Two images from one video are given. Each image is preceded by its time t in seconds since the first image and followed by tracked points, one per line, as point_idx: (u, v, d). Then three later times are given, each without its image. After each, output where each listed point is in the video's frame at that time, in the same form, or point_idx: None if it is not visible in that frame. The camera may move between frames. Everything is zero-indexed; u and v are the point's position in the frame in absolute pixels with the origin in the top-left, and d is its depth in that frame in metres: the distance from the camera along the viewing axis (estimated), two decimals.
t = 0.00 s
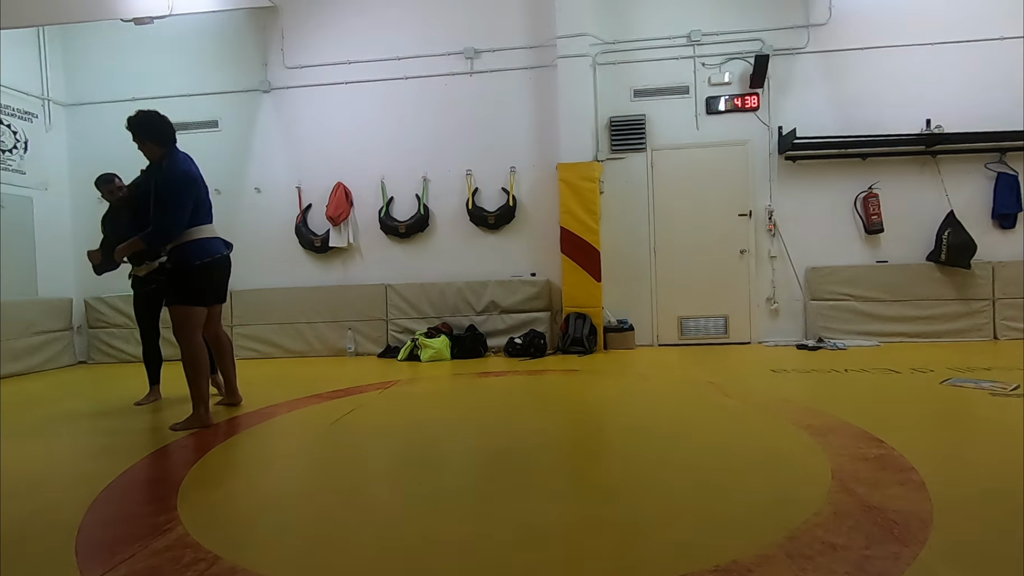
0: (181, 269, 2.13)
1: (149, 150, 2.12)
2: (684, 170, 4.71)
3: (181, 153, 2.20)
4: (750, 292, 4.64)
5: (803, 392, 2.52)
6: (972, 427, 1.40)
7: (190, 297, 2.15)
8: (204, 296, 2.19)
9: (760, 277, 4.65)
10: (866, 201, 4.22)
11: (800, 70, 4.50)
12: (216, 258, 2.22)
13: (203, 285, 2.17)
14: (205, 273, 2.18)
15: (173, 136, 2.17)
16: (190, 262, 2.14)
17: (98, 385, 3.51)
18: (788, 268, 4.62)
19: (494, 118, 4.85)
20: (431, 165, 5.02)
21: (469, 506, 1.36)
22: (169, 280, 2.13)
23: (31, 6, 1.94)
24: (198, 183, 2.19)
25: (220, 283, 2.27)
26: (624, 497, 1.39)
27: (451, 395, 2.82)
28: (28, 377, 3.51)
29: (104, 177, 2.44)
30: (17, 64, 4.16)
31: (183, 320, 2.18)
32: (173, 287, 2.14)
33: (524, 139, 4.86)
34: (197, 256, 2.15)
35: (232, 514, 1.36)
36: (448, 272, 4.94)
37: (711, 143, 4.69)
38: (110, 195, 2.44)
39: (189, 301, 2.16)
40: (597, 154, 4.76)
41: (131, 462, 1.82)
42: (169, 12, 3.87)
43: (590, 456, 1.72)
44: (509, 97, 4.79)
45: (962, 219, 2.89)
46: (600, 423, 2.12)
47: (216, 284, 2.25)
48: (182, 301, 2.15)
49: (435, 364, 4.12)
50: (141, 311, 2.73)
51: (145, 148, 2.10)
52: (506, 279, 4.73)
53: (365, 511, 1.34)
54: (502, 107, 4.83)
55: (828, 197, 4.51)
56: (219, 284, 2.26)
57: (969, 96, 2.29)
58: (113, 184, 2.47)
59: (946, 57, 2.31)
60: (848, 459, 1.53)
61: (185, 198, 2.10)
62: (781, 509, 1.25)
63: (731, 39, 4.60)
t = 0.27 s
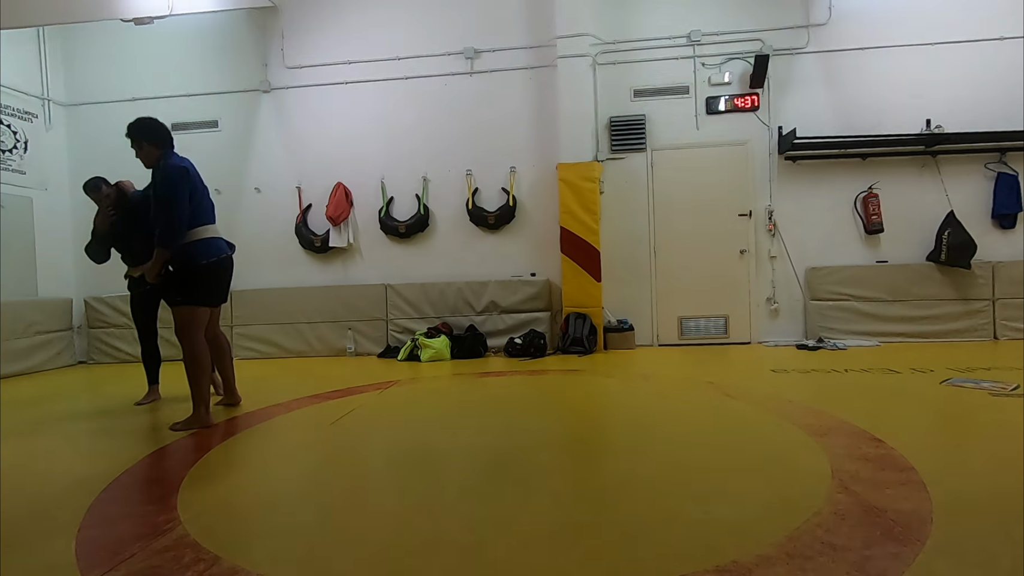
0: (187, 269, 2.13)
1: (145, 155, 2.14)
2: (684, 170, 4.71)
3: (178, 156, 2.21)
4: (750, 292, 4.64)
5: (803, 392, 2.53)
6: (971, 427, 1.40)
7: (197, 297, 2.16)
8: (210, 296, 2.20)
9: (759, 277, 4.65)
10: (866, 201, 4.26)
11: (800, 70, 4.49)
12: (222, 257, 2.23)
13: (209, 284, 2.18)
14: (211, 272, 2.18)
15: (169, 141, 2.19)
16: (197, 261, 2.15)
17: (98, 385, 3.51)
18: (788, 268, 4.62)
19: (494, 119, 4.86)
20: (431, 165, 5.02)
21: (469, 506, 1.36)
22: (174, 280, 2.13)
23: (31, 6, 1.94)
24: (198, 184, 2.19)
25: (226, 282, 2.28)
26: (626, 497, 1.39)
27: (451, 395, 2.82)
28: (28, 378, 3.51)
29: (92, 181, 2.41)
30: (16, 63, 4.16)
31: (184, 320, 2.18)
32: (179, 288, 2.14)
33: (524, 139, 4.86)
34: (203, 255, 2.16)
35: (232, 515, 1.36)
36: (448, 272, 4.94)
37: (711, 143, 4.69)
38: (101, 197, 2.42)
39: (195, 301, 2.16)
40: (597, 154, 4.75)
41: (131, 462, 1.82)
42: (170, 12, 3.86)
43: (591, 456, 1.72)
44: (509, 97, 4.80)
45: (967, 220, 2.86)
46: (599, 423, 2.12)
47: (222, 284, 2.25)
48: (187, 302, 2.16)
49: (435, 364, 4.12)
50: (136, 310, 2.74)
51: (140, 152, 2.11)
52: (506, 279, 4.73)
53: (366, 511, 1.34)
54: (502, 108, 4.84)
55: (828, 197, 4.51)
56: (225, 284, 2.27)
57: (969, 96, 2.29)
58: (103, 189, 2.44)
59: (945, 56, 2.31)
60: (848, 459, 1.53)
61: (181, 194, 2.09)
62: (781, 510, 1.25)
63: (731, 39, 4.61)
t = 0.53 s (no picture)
0: (186, 266, 2.13)
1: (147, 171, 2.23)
2: (684, 171, 4.71)
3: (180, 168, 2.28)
4: (750, 292, 4.64)
5: (803, 392, 2.52)
6: (972, 427, 1.40)
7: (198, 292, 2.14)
8: (213, 292, 2.18)
9: (759, 277, 4.65)
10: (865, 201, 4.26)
11: (800, 70, 4.49)
12: (223, 250, 2.21)
13: (210, 279, 2.15)
14: (211, 267, 2.16)
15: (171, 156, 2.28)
16: (196, 256, 2.14)
17: (98, 385, 3.51)
18: (788, 268, 4.61)
19: (494, 119, 4.85)
20: (431, 165, 4.97)
21: (469, 506, 1.36)
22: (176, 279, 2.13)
23: (31, 5, 1.94)
24: (193, 185, 2.22)
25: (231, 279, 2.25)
26: (626, 497, 1.38)
27: (451, 395, 2.82)
28: (28, 378, 3.51)
29: (103, 179, 2.44)
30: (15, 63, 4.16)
31: (191, 320, 2.18)
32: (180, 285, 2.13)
33: (524, 139, 4.86)
34: (201, 250, 2.15)
35: (232, 515, 1.36)
36: (448, 272, 4.94)
37: (710, 143, 4.69)
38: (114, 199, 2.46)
39: (196, 297, 2.14)
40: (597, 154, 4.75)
41: (131, 462, 1.82)
42: (169, 12, 3.85)
43: (591, 456, 1.72)
44: (509, 97, 4.80)
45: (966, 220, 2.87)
46: (599, 423, 2.12)
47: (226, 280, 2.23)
48: (191, 300, 2.15)
49: (435, 364, 4.12)
50: (130, 309, 2.70)
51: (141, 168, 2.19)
52: (506, 279, 4.73)
53: (366, 511, 1.34)
54: (502, 108, 4.83)
55: (828, 197, 4.50)
56: (230, 280, 2.24)
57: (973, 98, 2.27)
58: (116, 190, 2.49)
59: (945, 57, 2.31)
60: (848, 459, 1.53)
61: (165, 191, 2.10)
62: (781, 510, 1.25)
63: (731, 39, 4.60)
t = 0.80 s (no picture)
0: (182, 261, 2.14)
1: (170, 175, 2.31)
2: (684, 170, 4.71)
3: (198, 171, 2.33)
4: (750, 292, 4.63)
5: (803, 392, 2.52)
6: (971, 427, 1.40)
7: (191, 289, 2.14)
8: (204, 289, 2.17)
9: (759, 277, 4.64)
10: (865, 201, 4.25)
11: (800, 70, 4.48)
12: (219, 250, 2.20)
13: (202, 277, 2.15)
14: (204, 265, 2.15)
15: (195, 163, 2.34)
16: (191, 251, 2.14)
17: (98, 385, 3.51)
18: (788, 268, 4.61)
19: (493, 119, 4.85)
20: (431, 164, 4.94)
21: (470, 506, 1.36)
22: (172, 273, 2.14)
23: (31, 5, 1.94)
24: (202, 186, 2.24)
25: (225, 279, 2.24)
26: (627, 497, 1.38)
27: (451, 395, 2.82)
28: (28, 378, 3.51)
29: (122, 175, 2.42)
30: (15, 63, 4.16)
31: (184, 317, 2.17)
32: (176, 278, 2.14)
33: (524, 139, 4.85)
34: (196, 246, 2.15)
35: (232, 515, 1.36)
36: (448, 272, 4.94)
37: (710, 143, 4.69)
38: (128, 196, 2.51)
39: (190, 293, 2.14)
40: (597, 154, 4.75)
41: (131, 462, 1.82)
42: (170, 13, 3.85)
43: (591, 455, 1.72)
44: (509, 97, 4.80)
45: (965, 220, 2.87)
46: (598, 423, 2.12)
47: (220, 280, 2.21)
48: (185, 295, 2.15)
49: (435, 364, 4.12)
50: (125, 309, 2.70)
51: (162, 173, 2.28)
52: (506, 279, 4.73)
53: (366, 510, 1.34)
54: (501, 108, 4.83)
55: (828, 197, 4.50)
56: (224, 279, 2.22)
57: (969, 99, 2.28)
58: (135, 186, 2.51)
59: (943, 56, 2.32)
60: (848, 459, 1.53)
61: (168, 190, 2.14)
62: (781, 510, 1.25)
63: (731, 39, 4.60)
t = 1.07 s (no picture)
0: (186, 264, 2.14)
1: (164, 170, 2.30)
2: (684, 171, 4.71)
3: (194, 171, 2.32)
4: (750, 292, 4.64)
5: (803, 392, 2.52)
6: (971, 427, 1.40)
7: (198, 294, 2.14)
8: (210, 294, 2.18)
9: (759, 277, 4.64)
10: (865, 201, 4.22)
11: (800, 70, 4.48)
12: (223, 253, 2.20)
13: (208, 282, 2.15)
14: (210, 270, 2.15)
15: (189, 159, 2.34)
16: (197, 256, 2.14)
17: (98, 385, 3.51)
18: (788, 268, 4.61)
19: (493, 119, 4.85)
20: (431, 165, 4.93)
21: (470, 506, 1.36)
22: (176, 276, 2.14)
23: (31, 5, 1.94)
24: (199, 186, 2.23)
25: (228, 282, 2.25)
26: (627, 497, 1.39)
27: (451, 395, 2.82)
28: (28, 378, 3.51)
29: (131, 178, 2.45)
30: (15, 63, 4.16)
31: (189, 320, 2.17)
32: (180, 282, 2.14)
33: (524, 139, 4.85)
34: (202, 251, 2.15)
35: (232, 515, 1.36)
36: (448, 272, 4.94)
37: (711, 143, 4.69)
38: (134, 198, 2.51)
39: (197, 297, 2.15)
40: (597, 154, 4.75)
41: (131, 462, 1.82)
42: (171, 12, 3.85)
43: (591, 455, 1.72)
44: (509, 98, 4.79)
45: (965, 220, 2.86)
46: (598, 423, 2.12)
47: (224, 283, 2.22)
48: (190, 299, 2.15)
49: (435, 364, 4.12)
50: (126, 309, 2.70)
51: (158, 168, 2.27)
52: (506, 279, 4.73)
53: (366, 510, 1.34)
54: (502, 108, 4.82)
55: (828, 197, 4.50)
56: (227, 282, 2.22)
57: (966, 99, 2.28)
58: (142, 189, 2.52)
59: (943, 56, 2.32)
60: (848, 459, 1.53)
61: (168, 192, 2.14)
62: (780, 510, 1.25)
63: (731, 39, 4.60)
